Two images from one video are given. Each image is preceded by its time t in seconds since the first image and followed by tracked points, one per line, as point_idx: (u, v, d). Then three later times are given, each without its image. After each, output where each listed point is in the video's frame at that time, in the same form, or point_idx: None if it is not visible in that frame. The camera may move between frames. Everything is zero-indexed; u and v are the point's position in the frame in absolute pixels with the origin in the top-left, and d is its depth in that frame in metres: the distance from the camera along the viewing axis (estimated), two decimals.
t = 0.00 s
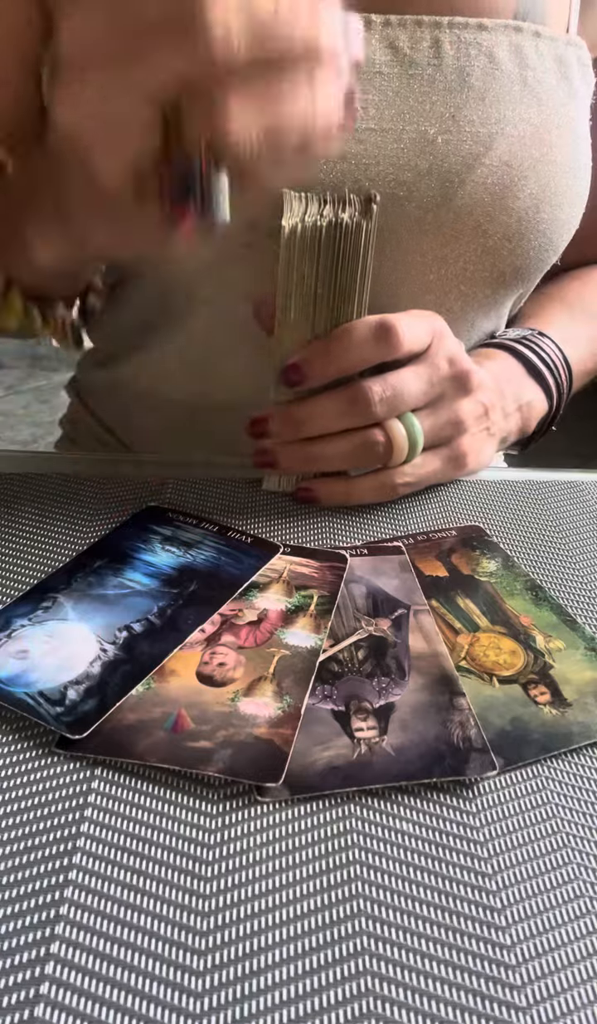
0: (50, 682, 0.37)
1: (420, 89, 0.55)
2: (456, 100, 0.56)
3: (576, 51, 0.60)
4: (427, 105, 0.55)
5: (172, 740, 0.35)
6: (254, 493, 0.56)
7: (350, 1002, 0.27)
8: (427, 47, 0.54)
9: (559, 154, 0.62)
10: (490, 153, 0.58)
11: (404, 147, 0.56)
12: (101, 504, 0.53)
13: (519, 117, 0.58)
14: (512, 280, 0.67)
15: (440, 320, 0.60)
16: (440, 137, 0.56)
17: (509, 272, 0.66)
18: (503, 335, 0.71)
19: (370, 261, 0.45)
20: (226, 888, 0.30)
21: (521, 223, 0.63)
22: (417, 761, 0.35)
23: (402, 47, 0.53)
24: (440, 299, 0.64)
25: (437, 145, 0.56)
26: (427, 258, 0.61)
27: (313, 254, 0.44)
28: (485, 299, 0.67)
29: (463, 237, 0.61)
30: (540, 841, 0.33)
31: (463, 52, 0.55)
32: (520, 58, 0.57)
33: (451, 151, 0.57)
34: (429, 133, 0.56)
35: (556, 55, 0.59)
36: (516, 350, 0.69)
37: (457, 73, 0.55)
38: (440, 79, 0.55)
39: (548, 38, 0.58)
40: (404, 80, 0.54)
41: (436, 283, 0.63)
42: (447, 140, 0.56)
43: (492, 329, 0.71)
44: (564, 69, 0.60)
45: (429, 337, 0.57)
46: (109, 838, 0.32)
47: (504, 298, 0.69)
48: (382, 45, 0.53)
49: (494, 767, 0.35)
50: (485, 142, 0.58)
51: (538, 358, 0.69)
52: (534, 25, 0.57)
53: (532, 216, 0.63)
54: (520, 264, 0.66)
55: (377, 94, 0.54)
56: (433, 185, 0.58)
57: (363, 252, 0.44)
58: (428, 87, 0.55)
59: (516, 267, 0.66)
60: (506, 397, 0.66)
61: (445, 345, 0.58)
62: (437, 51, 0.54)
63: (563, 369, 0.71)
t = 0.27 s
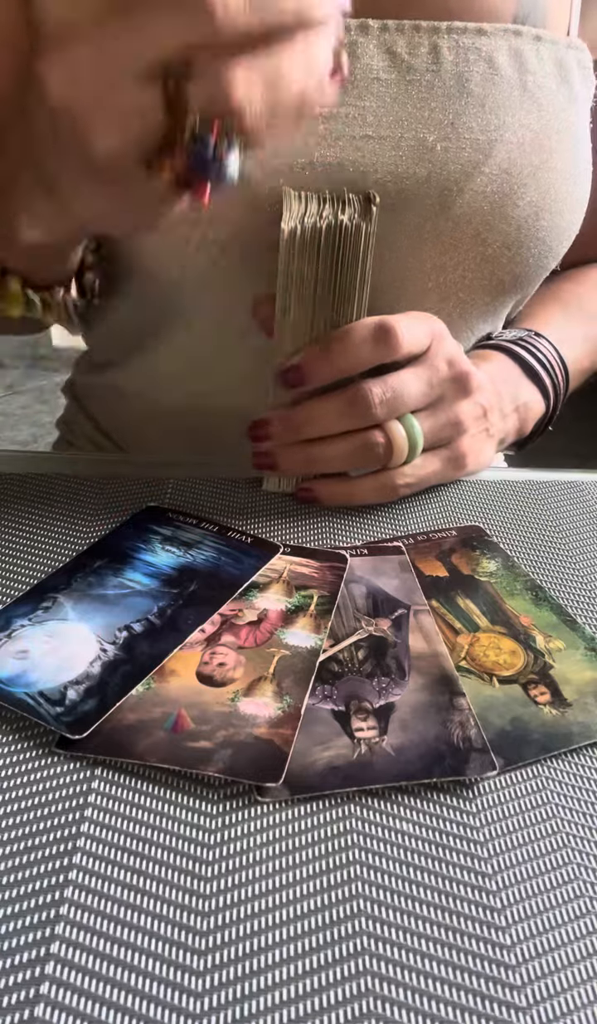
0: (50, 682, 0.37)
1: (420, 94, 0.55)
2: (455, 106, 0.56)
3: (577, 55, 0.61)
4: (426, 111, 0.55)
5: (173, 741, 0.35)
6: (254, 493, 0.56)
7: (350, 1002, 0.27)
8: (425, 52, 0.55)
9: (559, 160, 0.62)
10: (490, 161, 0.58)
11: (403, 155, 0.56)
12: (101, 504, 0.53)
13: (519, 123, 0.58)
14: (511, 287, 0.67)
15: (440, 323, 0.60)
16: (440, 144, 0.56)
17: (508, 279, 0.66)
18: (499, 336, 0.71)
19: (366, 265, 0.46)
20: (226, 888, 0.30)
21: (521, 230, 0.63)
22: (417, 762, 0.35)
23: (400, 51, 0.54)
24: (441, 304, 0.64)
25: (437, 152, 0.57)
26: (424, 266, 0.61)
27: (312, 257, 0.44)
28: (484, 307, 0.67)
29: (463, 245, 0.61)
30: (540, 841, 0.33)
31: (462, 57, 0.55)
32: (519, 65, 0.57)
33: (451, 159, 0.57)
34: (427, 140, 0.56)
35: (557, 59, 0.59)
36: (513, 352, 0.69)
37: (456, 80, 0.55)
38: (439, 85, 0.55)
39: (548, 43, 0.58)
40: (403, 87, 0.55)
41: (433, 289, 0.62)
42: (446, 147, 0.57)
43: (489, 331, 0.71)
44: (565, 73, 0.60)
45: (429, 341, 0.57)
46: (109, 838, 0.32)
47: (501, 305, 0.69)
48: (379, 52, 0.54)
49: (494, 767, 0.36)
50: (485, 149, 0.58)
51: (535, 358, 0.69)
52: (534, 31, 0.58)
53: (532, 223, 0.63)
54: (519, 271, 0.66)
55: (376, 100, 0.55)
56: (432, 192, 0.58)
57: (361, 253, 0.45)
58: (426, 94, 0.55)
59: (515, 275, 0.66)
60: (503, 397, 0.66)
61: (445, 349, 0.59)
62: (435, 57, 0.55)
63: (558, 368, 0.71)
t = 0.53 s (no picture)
0: (51, 682, 0.37)
1: (424, 108, 0.55)
2: (460, 117, 0.56)
3: (582, 60, 0.60)
4: (430, 122, 0.55)
5: (173, 740, 0.35)
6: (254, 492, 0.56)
7: (350, 1002, 0.27)
8: (430, 62, 0.55)
9: (565, 168, 0.62)
10: (495, 170, 0.58)
11: (408, 166, 0.56)
12: (101, 504, 0.53)
13: (524, 132, 0.58)
14: (515, 292, 0.67)
15: (443, 326, 0.60)
16: (444, 155, 0.57)
17: (513, 285, 0.66)
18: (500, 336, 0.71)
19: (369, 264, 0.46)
20: (226, 888, 0.30)
21: (526, 238, 0.63)
22: (417, 762, 0.35)
23: (405, 63, 0.54)
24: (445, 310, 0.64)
25: (442, 162, 0.57)
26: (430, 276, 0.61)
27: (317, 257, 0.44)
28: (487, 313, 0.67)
29: (467, 253, 0.61)
30: (540, 841, 0.33)
31: (467, 67, 0.55)
32: (525, 73, 0.57)
33: (455, 169, 0.57)
34: (433, 151, 0.56)
35: (563, 66, 0.59)
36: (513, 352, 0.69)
37: (461, 91, 0.55)
38: (444, 95, 0.55)
39: (553, 49, 0.58)
40: (408, 99, 0.55)
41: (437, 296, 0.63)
42: (451, 158, 0.57)
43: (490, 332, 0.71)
44: (570, 80, 0.60)
45: (431, 343, 0.57)
46: (109, 838, 0.32)
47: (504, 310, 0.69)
48: (384, 62, 0.54)
49: (494, 767, 0.35)
50: (490, 157, 0.58)
51: (534, 358, 0.69)
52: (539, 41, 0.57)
53: (537, 230, 0.63)
54: (524, 276, 0.66)
55: (380, 113, 0.55)
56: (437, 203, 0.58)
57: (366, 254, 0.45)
58: (431, 103, 0.55)
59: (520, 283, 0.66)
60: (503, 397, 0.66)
61: (447, 352, 0.59)
62: (440, 68, 0.55)
63: (558, 368, 0.71)
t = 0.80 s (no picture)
0: (51, 682, 0.37)
1: (418, 108, 0.55)
2: (453, 116, 0.56)
3: (577, 60, 0.60)
4: (425, 122, 0.55)
5: (173, 740, 0.35)
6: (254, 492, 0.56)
7: (350, 1002, 0.27)
8: (424, 63, 0.55)
9: (559, 169, 0.61)
10: (489, 171, 0.58)
11: (402, 166, 0.56)
12: (101, 504, 0.53)
13: (518, 132, 0.58)
14: (511, 292, 0.67)
15: (443, 325, 0.60)
16: (438, 155, 0.57)
17: (508, 285, 0.65)
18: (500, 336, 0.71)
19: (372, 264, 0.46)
20: (226, 888, 0.30)
21: (520, 239, 0.62)
22: (417, 762, 0.35)
23: (399, 62, 0.54)
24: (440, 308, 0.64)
25: (436, 163, 0.57)
26: (424, 272, 0.61)
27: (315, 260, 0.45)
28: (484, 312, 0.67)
29: (460, 251, 0.61)
30: (540, 841, 0.33)
31: (461, 67, 0.55)
32: (520, 73, 0.57)
33: (449, 169, 0.57)
34: (427, 151, 0.56)
35: (558, 67, 0.59)
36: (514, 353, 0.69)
37: (456, 92, 0.55)
38: (438, 96, 0.55)
39: (548, 49, 0.58)
40: (401, 100, 0.55)
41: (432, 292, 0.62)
42: (445, 158, 0.57)
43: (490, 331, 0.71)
44: (565, 80, 0.60)
45: (432, 343, 0.57)
46: (109, 838, 0.32)
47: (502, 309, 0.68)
48: (378, 63, 0.54)
49: (494, 767, 0.36)
50: (483, 157, 0.57)
51: (535, 358, 0.69)
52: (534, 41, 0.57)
53: (531, 232, 0.62)
54: (519, 277, 0.65)
55: (374, 113, 0.55)
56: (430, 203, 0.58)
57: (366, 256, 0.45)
58: (425, 103, 0.55)
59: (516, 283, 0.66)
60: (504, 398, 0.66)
61: (447, 353, 0.58)
62: (435, 68, 0.55)
63: (561, 370, 0.71)
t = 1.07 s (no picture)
0: (51, 682, 0.37)
1: (415, 99, 0.55)
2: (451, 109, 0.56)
3: (578, 55, 0.59)
4: (422, 114, 0.55)
5: (173, 741, 0.35)
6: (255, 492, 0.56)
7: (350, 1002, 0.27)
8: (423, 56, 0.54)
9: (557, 161, 0.61)
10: (484, 162, 0.58)
11: (400, 159, 0.56)
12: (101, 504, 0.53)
13: (517, 125, 0.58)
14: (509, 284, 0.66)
15: (441, 325, 0.60)
16: (435, 146, 0.56)
17: (504, 277, 0.65)
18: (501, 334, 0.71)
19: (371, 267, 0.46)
20: (226, 888, 0.30)
21: (516, 231, 0.62)
22: (417, 762, 0.35)
23: (397, 55, 0.54)
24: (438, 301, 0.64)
25: (432, 154, 0.56)
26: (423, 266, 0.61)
27: (316, 261, 0.45)
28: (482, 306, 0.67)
29: (457, 242, 0.61)
30: (540, 841, 0.33)
31: (460, 61, 0.55)
32: (518, 67, 0.56)
33: (446, 160, 0.57)
34: (423, 143, 0.56)
35: (557, 60, 0.58)
36: (514, 351, 0.69)
37: (454, 81, 0.55)
38: (436, 90, 0.55)
39: (548, 42, 0.57)
40: (400, 92, 0.54)
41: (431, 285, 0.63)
42: (442, 150, 0.56)
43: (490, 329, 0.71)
44: (564, 74, 0.59)
45: (431, 343, 0.57)
46: (109, 838, 0.32)
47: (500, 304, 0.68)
48: (378, 56, 0.53)
49: (494, 767, 0.36)
50: (480, 150, 0.57)
51: (537, 357, 0.69)
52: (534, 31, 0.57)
53: (527, 223, 0.62)
54: (517, 269, 0.65)
55: (372, 104, 0.55)
56: (428, 195, 0.58)
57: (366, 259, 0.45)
58: (423, 96, 0.55)
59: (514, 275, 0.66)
60: (504, 397, 0.66)
61: (446, 352, 0.58)
62: (433, 62, 0.54)
63: (561, 368, 0.71)
